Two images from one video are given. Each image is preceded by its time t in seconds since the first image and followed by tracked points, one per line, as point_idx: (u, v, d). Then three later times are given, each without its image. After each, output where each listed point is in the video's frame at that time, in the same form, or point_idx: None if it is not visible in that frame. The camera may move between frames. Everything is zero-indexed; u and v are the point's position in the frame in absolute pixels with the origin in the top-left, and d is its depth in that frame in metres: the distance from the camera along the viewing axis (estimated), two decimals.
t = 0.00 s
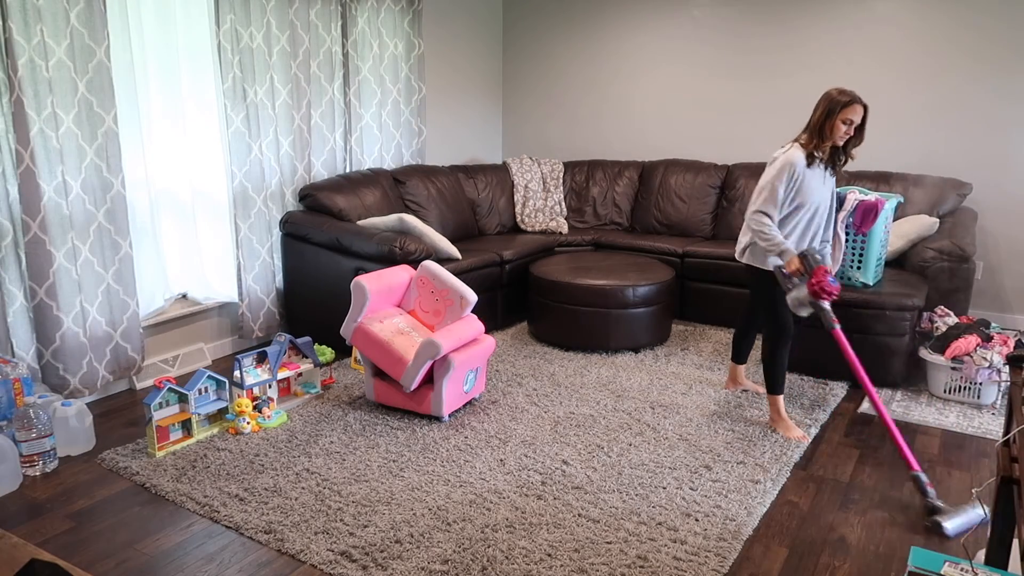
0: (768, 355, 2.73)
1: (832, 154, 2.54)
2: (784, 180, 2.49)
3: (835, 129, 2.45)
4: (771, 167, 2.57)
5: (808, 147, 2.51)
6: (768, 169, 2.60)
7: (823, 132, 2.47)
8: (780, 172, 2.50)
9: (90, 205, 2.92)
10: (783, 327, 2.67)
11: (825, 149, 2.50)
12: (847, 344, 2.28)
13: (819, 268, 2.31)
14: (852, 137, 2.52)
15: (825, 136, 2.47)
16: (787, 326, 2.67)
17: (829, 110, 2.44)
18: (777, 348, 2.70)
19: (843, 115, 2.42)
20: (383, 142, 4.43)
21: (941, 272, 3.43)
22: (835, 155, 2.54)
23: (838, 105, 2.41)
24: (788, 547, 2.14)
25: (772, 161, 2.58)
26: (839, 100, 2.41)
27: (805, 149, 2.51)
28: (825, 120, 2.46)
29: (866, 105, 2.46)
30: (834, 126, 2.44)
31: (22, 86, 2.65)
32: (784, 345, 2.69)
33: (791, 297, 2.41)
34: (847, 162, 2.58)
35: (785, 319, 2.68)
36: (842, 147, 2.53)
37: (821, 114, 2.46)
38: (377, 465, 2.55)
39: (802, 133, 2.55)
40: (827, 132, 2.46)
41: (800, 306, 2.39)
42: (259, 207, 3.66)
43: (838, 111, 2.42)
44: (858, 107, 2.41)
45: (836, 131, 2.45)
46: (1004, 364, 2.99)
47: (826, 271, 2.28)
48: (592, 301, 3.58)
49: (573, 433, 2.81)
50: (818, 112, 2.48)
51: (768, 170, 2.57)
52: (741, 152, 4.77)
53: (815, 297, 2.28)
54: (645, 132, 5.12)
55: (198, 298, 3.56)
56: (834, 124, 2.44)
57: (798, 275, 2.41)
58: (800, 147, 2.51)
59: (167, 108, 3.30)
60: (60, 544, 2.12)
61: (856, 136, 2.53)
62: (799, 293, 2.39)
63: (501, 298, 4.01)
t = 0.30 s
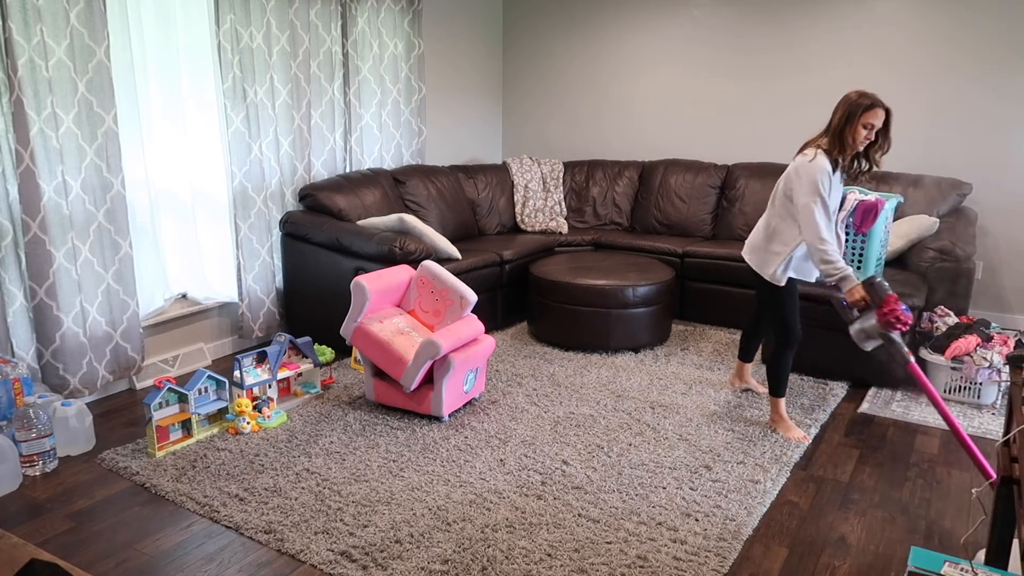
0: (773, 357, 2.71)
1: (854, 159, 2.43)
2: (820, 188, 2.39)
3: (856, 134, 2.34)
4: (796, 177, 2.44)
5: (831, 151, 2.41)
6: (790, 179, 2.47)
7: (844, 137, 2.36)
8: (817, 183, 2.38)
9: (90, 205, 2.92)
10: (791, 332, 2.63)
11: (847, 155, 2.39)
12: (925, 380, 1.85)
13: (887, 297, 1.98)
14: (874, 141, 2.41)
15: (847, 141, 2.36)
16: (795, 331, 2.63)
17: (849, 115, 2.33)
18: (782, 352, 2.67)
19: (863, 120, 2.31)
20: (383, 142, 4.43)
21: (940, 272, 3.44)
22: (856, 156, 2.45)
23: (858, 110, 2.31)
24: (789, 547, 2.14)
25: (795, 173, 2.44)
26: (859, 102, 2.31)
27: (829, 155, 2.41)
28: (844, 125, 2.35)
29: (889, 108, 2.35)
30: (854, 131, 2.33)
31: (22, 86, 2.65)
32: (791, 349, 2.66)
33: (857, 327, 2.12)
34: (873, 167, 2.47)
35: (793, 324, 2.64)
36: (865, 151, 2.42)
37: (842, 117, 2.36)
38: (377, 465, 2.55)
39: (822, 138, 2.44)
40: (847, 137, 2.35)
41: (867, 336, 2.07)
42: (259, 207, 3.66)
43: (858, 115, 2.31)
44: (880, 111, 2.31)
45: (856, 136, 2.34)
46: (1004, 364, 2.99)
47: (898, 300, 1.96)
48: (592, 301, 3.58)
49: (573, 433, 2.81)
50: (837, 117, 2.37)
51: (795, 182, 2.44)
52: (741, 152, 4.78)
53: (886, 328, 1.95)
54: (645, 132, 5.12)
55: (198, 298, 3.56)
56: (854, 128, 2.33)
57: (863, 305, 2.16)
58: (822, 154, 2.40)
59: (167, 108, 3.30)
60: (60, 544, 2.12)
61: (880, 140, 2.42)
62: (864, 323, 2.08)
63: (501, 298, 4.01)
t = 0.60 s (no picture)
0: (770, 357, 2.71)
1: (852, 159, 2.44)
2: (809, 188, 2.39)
3: (855, 133, 2.34)
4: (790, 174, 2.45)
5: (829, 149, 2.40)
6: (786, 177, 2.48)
7: (844, 135, 2.36)
8: (807, 182, 2.38)
9: (90, 205, 2.92)
10: (787, 331, 2.64)
11: (845, 154, 2.39)
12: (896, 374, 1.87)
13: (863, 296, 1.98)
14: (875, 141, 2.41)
15: (845, 140, 2.36)
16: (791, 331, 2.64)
17: (850, 113, 2.32)
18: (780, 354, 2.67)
19: (864, 119, 2.31)
20: (383, 142, 4.43)
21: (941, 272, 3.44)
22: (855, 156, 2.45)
23: (859, 109, 2.30)
24: (788, 547, 2.14)
25: (789, 170, 2.45)
26: (860, 102, 2.30)
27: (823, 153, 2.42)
28: (844, 124, 2.35)
29: (890, 107, 2.34)
30: (854, 130, 2.33)
31: (22, 86, 2.65)
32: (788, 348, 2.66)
33: (830, 325, 2.09)
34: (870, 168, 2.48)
35: (789, 324, 2.64)
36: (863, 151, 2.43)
37: (840, 116, 2.35)
38: (377, 465, 2.55)
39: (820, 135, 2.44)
40: (846, 137, 2.36)
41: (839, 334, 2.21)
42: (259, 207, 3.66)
43: (859, 114, 2.31)
44: (881, 111, 2.30)
45: (855, 135, 2.34)
46: (1004, 364, 2.99)
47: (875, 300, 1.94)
48: (592, 301, 3.58)
49: (573, 433, 2.81)
50: (837, 115, 2.37)
51: (788, 179, 2.45)
52: (741, 152, 4.78)
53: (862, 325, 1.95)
54: (645, 132, 5.12)
55: (198, 298, 3.56)
56: (854, 128, 2.33)
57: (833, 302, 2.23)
58: (819, 152, 2.40)
59: (167, 108, 3.31)
60: (60, 544, 2.12)
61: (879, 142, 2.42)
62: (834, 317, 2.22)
63: (501, 298, 4.01)
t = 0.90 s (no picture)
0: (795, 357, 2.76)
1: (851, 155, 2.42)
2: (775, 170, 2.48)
3: (851, 128, 2.33)
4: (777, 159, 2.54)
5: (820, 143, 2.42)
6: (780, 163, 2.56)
7: (840, 130, 2.35)
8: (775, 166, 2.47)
9: (90, 205, 2.92)
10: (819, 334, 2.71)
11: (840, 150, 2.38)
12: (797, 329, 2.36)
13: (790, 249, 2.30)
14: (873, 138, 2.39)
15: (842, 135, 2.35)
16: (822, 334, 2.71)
17: (847, 108, 2.31)
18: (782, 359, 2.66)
19: (861, 115, 2.29)
20: (383, 142, 4.43)
21: (940, 272, 3.44)
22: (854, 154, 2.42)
23: (856, 103, 2.29)
24: (789, 547, 2.13)
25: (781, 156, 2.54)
26: (858, 97, 2.29)
27: (819, 147, 2.41)
28: (840, 118, 2.34)
29: (889, 105, 2.32)
30: (849, 126, 2.32)
31: (22, 86, 2.65)
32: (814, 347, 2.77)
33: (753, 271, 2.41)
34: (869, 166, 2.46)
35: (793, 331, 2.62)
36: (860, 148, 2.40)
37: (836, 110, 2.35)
38: (377, 465, 2.55)
39: (818, 128, 2.43)
40: (841, 132, 2.35)
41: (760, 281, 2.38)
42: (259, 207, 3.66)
43: (856, 109, 2.29)
44: (879, 107, 2.28)
45: (851, 130, 2.33)
46: (1004, 364, 2.99)
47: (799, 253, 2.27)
48: (592, 301, 3.57)
49: (573, 433, 2.81)
50: (835, 108, 2.35)
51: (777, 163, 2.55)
52: (741, 152, 4.77)
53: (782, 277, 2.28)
54: (645, 132, 5.12)
55: (198, 298, 3.56)
56: (850, 122, 2.32)
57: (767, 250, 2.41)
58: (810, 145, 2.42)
59: (167, 108, 3.31)
60: (60, 544, 2.12)
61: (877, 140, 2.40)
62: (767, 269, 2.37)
63: (501, 298, 4.01)
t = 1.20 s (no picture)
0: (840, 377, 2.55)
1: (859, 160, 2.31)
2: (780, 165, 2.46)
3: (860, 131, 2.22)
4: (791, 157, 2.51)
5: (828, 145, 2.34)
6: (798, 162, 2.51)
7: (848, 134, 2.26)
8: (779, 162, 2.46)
9: (90, 205, 2.92)
10: (860, 351, 2.47)
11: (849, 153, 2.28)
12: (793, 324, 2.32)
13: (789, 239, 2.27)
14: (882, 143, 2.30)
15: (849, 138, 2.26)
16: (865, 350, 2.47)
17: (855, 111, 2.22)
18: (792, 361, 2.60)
19: (870, 117, 2.19)
20: (383, 142, 4.43)
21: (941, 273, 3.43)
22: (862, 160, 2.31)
23: (865, 105, 2.19)
24: (789, 546, 2.14)
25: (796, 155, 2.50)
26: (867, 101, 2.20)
27: (823, 148, 2.34)
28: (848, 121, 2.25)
29: (901, 109, 2.23)
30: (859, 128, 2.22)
31: (22, 86, 2.65)
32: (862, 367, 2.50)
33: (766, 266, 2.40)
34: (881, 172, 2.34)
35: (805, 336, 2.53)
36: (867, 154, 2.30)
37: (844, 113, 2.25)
38: (377, 465, 2.55)
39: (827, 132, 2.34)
40: (850, 135, 2.25)
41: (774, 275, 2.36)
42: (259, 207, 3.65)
43: (866, 111, 2.20)
44: (890, 110, 2.18)
45: (860, 133, 2.23)
46: (1004, 364, 2.99)
47: (792, 246, 2.24)
48: (592, 301, 3.57)
49: (573, 432, 2.81)
50: (845, 111, 2.27)
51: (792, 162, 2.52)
52: (741, 152, 4.78)
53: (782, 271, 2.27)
54: (645, 132, 5.12)
55: (198, 298, 3.56)
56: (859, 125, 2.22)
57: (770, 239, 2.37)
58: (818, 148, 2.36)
59: (167, 108, 3.31)
60: (60, 544, 2.12)
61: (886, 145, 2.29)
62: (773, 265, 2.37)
63: (501, 298, 4.01)
